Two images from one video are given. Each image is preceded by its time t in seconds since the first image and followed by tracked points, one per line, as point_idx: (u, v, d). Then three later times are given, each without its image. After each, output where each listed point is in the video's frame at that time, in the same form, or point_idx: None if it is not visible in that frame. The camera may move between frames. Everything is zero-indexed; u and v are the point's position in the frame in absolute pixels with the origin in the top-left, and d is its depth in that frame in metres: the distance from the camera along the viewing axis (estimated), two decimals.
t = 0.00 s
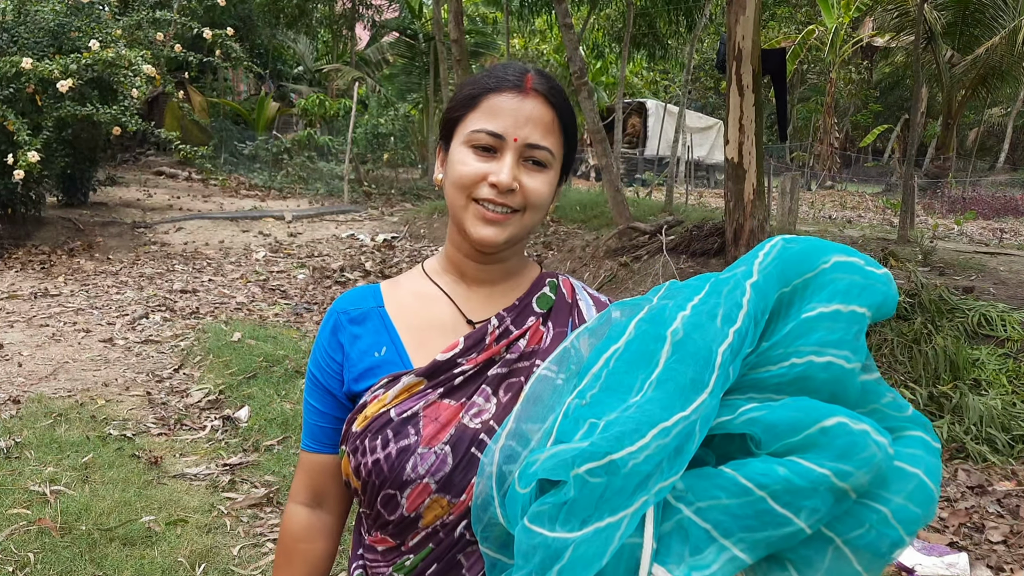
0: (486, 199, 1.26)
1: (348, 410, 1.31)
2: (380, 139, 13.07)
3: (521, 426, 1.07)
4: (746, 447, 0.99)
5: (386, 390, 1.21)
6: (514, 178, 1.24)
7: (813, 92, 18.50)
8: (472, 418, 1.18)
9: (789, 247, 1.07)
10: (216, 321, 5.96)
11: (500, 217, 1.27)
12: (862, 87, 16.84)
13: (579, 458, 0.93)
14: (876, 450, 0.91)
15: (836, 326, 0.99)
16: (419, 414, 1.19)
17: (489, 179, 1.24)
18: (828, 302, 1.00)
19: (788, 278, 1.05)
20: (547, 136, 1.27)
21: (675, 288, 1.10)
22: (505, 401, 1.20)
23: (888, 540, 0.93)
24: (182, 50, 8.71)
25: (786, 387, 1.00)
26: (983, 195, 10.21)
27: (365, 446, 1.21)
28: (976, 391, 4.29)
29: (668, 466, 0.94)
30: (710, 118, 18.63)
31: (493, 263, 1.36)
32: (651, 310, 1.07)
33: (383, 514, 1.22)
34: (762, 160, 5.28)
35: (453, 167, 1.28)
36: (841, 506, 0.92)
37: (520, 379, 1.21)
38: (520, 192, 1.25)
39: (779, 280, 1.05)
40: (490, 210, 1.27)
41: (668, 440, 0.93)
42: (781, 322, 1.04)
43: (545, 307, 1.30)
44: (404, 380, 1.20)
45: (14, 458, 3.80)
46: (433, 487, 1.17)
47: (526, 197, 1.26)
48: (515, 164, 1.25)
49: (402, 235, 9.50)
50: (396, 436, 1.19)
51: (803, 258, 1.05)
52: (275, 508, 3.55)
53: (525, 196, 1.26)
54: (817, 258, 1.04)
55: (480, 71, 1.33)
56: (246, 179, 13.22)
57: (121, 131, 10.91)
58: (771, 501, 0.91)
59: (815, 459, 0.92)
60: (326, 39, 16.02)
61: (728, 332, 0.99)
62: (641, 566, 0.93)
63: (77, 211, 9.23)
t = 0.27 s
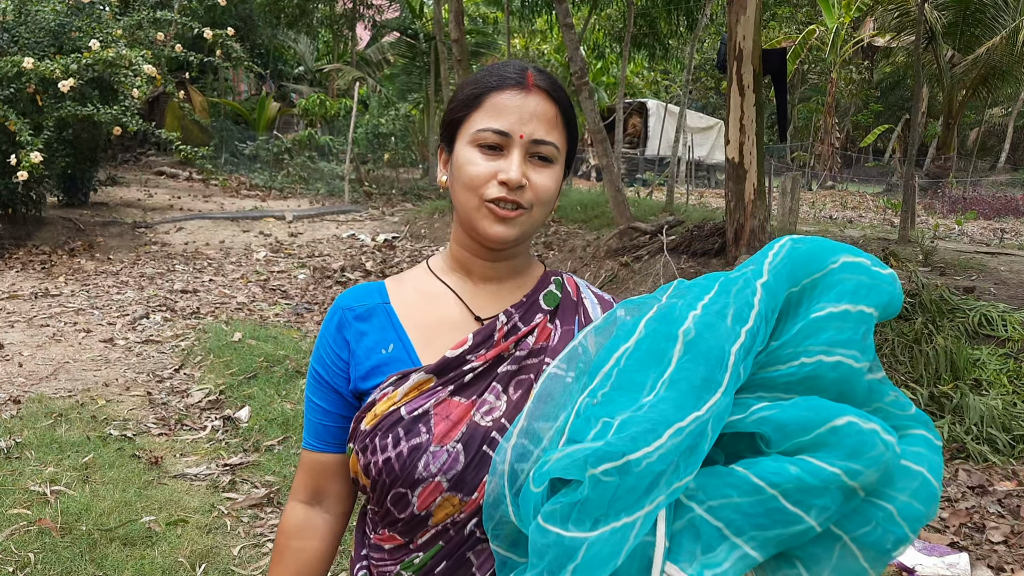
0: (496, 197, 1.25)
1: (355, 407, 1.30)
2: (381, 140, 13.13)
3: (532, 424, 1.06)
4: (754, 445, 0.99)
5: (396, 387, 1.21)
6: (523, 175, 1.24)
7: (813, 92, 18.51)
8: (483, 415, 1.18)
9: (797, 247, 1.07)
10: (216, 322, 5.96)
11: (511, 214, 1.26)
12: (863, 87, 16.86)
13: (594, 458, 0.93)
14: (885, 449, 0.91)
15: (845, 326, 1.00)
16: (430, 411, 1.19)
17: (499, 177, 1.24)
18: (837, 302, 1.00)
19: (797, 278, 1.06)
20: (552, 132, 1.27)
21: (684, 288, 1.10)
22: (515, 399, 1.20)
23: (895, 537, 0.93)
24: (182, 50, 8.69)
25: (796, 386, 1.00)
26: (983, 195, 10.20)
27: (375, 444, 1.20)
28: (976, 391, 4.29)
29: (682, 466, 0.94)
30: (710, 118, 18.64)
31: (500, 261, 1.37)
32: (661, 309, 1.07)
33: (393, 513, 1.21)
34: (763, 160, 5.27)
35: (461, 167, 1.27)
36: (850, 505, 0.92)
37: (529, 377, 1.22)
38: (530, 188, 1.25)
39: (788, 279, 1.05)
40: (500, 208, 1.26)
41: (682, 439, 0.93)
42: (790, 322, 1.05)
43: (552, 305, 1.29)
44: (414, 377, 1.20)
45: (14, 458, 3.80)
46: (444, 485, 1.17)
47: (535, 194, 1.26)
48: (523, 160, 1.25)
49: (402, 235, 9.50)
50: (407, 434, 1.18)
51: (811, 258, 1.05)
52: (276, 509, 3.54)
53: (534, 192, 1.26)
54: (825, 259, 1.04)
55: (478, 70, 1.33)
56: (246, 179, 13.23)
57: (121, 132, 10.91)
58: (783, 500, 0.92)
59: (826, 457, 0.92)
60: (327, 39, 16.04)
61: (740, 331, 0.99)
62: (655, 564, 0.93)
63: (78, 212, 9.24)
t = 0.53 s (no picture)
0: (500, 200, 1.26)
1: (362, 407, 1.31)
2: (382, 140, 13.05)
3: (545, 424, 1.07)
4: (768, 445, 1.00)
5: (407, 386, 1.21)
6: (524, 177, 1.24)
7: (813, 92, 18.51)
8: (495, 414, 1.19)
9: (812, 251, 1.06)
10: (217, 321, 5.97)
11: (515, 216, 1.27)
12: (863, 87, 16.87)
13: (613, 457, 0.93)
14: (897, 449, 0.92)
15: (858, 327, 1.00)
16: (441, 410, 1.19)
17: (501, 181, 1.24)
18: (851, 303, 1.00)
19: (811, 280, 1.05)
20: (550, 130, 1.27)
21: (697, 289, 1.10)
22: (526, 398, 1.21)
23: (906, 536, 0.94)
24: (183, 49, 8.69)
25: (809, 387, 1.01)
26: (984, 195, 10.18)
27: (387, 442, 1.21)
28: (977, 391, 4.29)
29: (700, 464, 0.94)
30: (711, 118, 18.65)
31: (508, 260, 1.37)
32: (675, 310, 1.07)
33: (404, 511, 1.22)
34: (763, 160, 5.27)
35: (463, 173, 1.28)
36: (863, 503, 0.93)
37: (540, 377, 1.22)
38: (531, 189, 1.25)
39: (803, 281, 1.05)
40: (504, 211, 1.26)
41: (700, 438, 0.94)
42: (803, 323, 1.05)
43: (562, 306, 1.29)
44: (425, 376, 1.20)
45: (14, 458, 3.80)
46: (456, 483, 1.18)
47: (537, 194, 1.26)
48: (523, 162, 1.25)
49: (403, 235, 9.50)
50: (419, 433, 1.19)
51: (825, 260, 1.05)
52: (276, 509, 3.55)
53: (536, 193, 1.26)
54: (838, 261, 1.04)
55: (475, 72, 1.33)
56: (247, 179, 13.24)
57: (122, 132, 10.91)
58: (799, 498, 0.92)
59: (841, 456, 0.92)
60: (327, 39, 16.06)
61: (757, 331, 0.99)
62: (672, 562, 0.93)
63: (78, 212, 9.24)
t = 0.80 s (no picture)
0: (490, 207, 1.26)
1: (361, 400, 1.31)
2: (382, 140, 13.19)
3: (544, 421, 1.07)
4: (768, 444, 1.00)
5: (408, 380, 1.22)
6: (510, 182, 1.24)
7: (814, 92, 18.51)
8: (494, 409, 1.19)
9: (814, 250, 1.07)
10: (218, 322, 5.97)
11: (506, 221, 1.27)
12: (864, 87, 16.87)
13: (608, 453, 0.94)
14: (899, 449, 0.91)
15: (861, 326, 0.99)
16: (440, 404, 1.20)
17: (489, 189, 1.25)
18: (853, 302, 1.00)
19: (813, 280, 1.06)
20: (533, 131, 1.27)
21: (701, 290, 1.10)
22: (526, 395, 1.21)
23: (911, 539, 0.92)
24: (184, 50, 8.69)
25: (811, 386, 1.00)
26: (984, 194, 10.18)
27: (386, 435, 1.21)
28: (978, 391, 4.29)
29: (698, 462, 0.94)
30: (711, 119, 18.65)
31: (510, 262, 1.36)
32: (676, 310, 1.07)
33: (402, 505, 1.22)
34: (765, 160, 5.26)
35: (453, 185, 1.29)
36: (864, 505, 0.92)
37: (540, 375, 1.22)
38: (519, 193, 1.25)
39: (805, 280, 1.06)
40: (495, 218, 1.27)
41: (698, 435, 0.94)
42: (806, 323, 1.05)
43: (565, 306, 1.29)
44: (426, 371, 1.21)
45: (15, 458, 3.80)
46: (453, 477, 1.17)
47: (526, 196, 1.26)
48: (509, 166, 1.25)
49: (404, 235, 9.51)
50: (417, 426, 1.19)
51: (827, 260, 1.05)
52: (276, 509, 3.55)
53: (525, 195, 1.26)
54: (841, 261, 1.05)
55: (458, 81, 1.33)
56: (248, 179, 13.24)
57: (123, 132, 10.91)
58: (797, 497, 0.92)
59: (840, 455, 0.92)
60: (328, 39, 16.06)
61: (756, 329, 1.00)
62: (667, 560, 0.93)
63: (80, 212, 9.24)
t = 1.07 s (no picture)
0: (495, 213, 1.26)
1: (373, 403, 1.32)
2: (383, 140, 13.23)
3: (551, 418, 1.07)
4: (774, 446, 0.99)
5: (416, 376, 1.22)
6: (508, 184, 1.24)
7: (815, 92, 18.50)
8: (501, 406, 1.19)
9: (825, 255, 1.06)
10: (219, 322, 5.97)
11: (512, 223, 1.27)
12: (864, 87, 16.84)
13: (618, 450, 0.94)
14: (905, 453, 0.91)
15: (870, 333, 0.99)
16: (448, 400, 1.20)
17: (489, 195, 1.25)
18: (862, 308, 1.00)
19: (823, 285, 1.05)
20: (520, 131, 1.26)
21: (709, 292, 1.10)
22: (533, 392, 1.21)
23: (913, 544, 0.92)
24: (185, 50, 8.70)
25: (819, 389, 1.00)
26: (985, 194, 10.16)
27: (393, 430, 1.22)
28: (979, 391, 4.28)
29: (706, 461, 0.94)
30: (712, 118, 18.64)
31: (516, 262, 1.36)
32: (685, 311, 1.07)
33: (408, 501, 1.22)
34: (765, 160, 5.25)
35: (453, 199, 1.28)
36: (869, 507, 0.92)
37: (548, 372, 1.22)
38: (520, 193, 1.25)
39: (815, 285, 1.05)
40: (502, 223, 1.27)
41: (707, 434, 0.94)
42: (815, 326, 1.04)
43: (571, 305, 1.29)
44: (433, 367, 1.21)
45: (17, 458, 3.80)
46: (460, 473, 1.18)
47: (527, 195, 1.26)
48: (504, 169, 1.25)
49: (405, 235, 9.51)
50: (425, 422, 1.20)
51: (839, 265, 1.05)
52: (277, 509, 3.55)
53: (525, 194, 1.26)
54: (852, 266, 1.04)
55: (433, 94, 1.33)
56: (249, 179, 13.25)
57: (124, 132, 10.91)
58: (803, 497, 0.91)
59: (847, 457, 0.92)
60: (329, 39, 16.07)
61: (768, 331, 0.99)
62: (672, 558, 0.93)
63: (80, 212, 9.24)
